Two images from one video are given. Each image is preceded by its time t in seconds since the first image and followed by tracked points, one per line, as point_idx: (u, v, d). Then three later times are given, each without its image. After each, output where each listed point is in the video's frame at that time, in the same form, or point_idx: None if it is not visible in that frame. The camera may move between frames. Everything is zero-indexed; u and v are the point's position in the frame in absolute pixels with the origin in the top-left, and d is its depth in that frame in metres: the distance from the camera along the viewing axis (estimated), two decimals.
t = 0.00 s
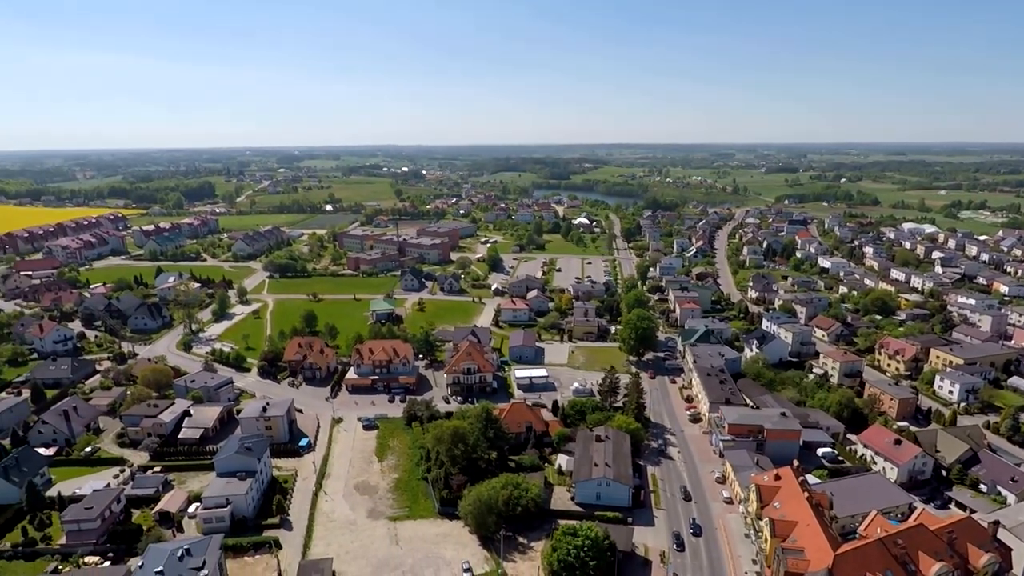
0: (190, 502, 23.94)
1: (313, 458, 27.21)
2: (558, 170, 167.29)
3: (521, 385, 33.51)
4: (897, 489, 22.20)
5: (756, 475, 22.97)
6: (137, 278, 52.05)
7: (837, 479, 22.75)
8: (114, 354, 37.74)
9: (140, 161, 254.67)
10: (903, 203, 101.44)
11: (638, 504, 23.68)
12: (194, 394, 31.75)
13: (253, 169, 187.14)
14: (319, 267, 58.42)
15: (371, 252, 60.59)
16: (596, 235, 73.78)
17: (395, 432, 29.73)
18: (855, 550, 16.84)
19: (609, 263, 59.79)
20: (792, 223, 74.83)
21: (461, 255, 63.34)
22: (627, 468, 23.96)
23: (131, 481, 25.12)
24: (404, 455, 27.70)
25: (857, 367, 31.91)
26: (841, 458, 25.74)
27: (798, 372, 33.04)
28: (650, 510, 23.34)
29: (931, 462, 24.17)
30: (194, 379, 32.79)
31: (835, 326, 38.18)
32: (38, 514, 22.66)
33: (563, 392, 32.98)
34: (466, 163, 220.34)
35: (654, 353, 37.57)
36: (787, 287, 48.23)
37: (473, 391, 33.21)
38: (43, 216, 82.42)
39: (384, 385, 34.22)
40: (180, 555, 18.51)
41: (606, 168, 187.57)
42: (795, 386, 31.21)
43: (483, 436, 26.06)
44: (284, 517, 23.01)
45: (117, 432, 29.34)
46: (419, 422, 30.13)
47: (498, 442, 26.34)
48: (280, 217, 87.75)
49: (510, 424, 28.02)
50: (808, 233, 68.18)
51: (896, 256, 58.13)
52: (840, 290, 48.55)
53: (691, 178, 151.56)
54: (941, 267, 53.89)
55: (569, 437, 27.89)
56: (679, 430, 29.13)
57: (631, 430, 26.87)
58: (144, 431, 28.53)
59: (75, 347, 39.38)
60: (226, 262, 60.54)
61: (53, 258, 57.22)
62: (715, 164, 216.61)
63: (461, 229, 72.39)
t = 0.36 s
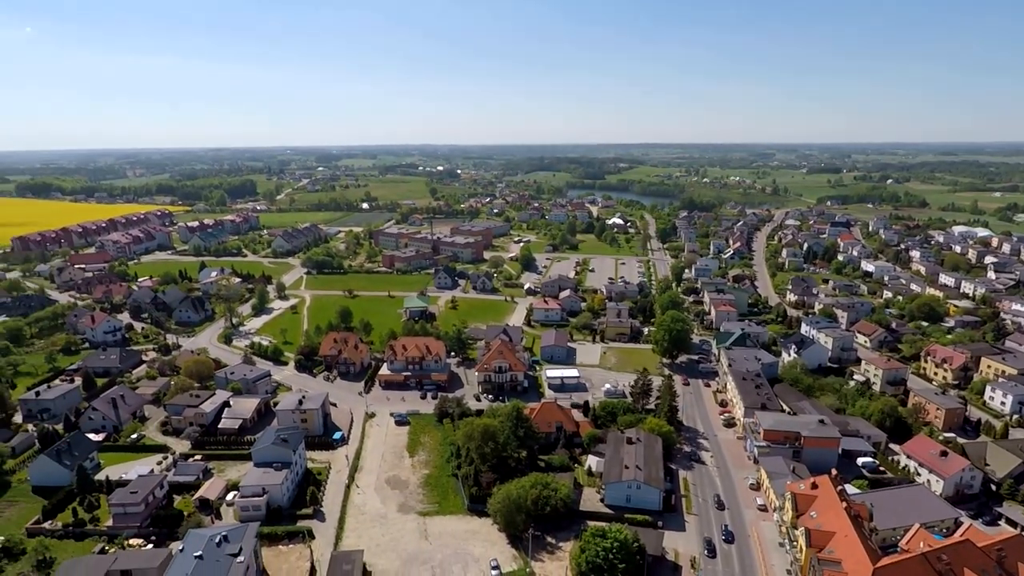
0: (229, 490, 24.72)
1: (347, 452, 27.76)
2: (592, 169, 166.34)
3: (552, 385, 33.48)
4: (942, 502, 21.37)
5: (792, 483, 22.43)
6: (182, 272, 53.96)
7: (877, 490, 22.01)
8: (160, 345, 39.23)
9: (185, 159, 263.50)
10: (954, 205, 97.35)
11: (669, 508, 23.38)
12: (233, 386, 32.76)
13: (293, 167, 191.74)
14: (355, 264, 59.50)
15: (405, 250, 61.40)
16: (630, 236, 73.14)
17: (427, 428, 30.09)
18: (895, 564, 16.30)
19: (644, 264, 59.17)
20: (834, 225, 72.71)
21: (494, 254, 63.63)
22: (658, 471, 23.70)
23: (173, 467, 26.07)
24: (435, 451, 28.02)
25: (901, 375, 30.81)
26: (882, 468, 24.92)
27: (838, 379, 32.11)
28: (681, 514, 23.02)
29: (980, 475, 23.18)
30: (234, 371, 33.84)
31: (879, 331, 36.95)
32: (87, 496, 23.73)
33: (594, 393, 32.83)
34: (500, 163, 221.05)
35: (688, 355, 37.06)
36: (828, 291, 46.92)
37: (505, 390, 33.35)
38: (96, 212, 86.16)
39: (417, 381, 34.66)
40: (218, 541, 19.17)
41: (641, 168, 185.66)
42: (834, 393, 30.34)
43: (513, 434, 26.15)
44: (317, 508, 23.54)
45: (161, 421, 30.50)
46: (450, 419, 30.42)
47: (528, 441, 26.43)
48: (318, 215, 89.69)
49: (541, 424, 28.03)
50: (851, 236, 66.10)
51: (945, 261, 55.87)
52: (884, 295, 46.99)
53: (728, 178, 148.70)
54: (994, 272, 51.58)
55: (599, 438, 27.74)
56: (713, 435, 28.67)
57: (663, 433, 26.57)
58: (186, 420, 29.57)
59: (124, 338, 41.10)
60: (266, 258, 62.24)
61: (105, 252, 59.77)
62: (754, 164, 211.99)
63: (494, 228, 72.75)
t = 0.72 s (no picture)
0: (265, 480, 25.44)
1: (379, 446, 28.24)
2: (628, 169, 164.77)
3: (583, 385, 33.34)
4: (991, 518, 20.47)
5: (830, 492, 21.81)
6: (224, 267, 55.70)
7: (921, 503, 21.24)
8: (203, 338, 40.60)
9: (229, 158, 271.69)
10: (1011, 208, 92.88)
11: (701, 514, 23.02)
12: (272, 378, 33.67)
13: (331, 166, 195.73)
14: (390, 262, 60.40)
15: (440, 248, 62.03)
16: (665, 237, 72.19)
17: (458, 425, 30.34)
18: None
19: (679, 265, 58.37)
20: (880, 227, 70.30)
21: (527, 253, 63.71)
22: (691, 476, 23.37)
23: (213, 456, 26.95)
24: (466, 448, 28.23)
25: (949, 384, 29.62)
26: (926, 480, 24.02)
27: (881, 387, 31.06)
28: (713, 520, 22.64)
29: None
30: (272, 364, 34.78)
31: (925, 339, 35.59)
32: (133, 480, 24.74)
33: (626, 395, 32.56)
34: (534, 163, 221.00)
35: (723, 359, 36.39)
36: (871, 296, 45.43)
37: (536, 389, 33.36)
38: (145, 208, 89.77)
39: (449, 378, 35.01)
40: (254, 529, 19.80)
41: (677, 167, 183.11)
42: (876, 401, 29.36)
43: (544, 434, 26.17)
44: (349, 501, 24.01)
45: (203, 410, 31.56)
46: (481, 417, 30.61)
47: (558, 441, 26.41)
48: (355, 213, 91.31)
49: (571, 424, 27.94)
50: (898, 239, 63.79)
51: (1000, 266, 53.38)
52: (932, 300, 45.21)
53: (768, 178, 145.34)
54: None
55: (630, 440, 27.50)
56: (747, 440, 28.10)
57: (696, 437, 26.18)
58: (226, 410, 30.53)
59: (169, 330, 42.68)
60: (304, 254, 63.78)
61: (153, 246, 62.17)
62: (795, 164, 206.54)
63: (528, 228, 72.83)
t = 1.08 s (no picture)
0: (299, 472, 26.01)
1: (410, 442, 28.58)
2: (663, 170, 162.74)
3: (614, 387, 33.08)
4: None
5: (870, 504, 21.13)
6: (264, 264, 57.22)
7: (967, 518, 20.38)
8: (242, 332, 41.78)
9: (270, 157, 278.95)
10: None
11: (733, 521, 22.57)
12: (307, 373, 34.43)
13: (367, 165, 199.02)
14: (423, 260, 61.07)
15: (473, 247, 62.47)
16: (701, 238, 71.05)
17: (487, 424, 30.48)
18: None
19: (714, 267, 57.40)
20: (927, 230, 67.73)
21: (560, 253, 63.61)
22: (723, 482, 22.93)
23: (250, 447, 27.70)
24: (495, 447, 28.33)
25: (1000, 396, 28.34)
26: (973, 495, 23.06)
27: (926, 397, 29.91)
28: (746, 528, 22.17)
29: None
30: (307, 359, 35.55)
31: (975, 348, 34.12)
32: (174, 468, 25.62)
33: (657, 398, 32.18)
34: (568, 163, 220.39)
35: (759, 364, 35.62)
36: (917, 302, 43.81)
37: (566, 390, 33.26)
38: (190, 205, 92.99)
39: (479, 376, 35.19)
40: (288, 519, 20.25)
41: (715, 168, 180.04)
42: (921, 412, 28.29)
43: (573, 435, 26.08)
44: (380, 495, 24.36)
45: (240, 402, 32.47)
46: (510, 416, 30.68)
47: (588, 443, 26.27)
48: (390, 212, 92.72)
49: (602, 426, 27.75)
50: (947, 243, 61.36)
51: None
52: (983, 308, 43.32)
53: (809, 179, 141.71)
54: None
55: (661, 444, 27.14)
56: (783, 448, 27.43)
57: (729, 443, 25.68)
58: (263, 403, 31.34)
59: (211, 323, 44.08)
60: (340, 252, 65.06)
61: (197, 243, 64.30)
62: (838, 164, 200.61)
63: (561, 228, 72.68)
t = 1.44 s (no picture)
0: (332, 465, 26.55)
1: (440, 439, 28.85)
2: (699, 170, 160.20)
3: (645, 390, 32.75)
4: None
5: (911, 517, 20.39)
6: (301, 260, 58.55)
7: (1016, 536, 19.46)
8: (278, 327, 42.86)
9: (308, 157, 285.08)
10: None
11: (766, 530, 22.08)
12: (340, 368, 35.10)
13: (402, 164, 201.61)
14: (456, 259, 61.55)
15: (505, 246, 62.68)
16: (737, 240, 69.74)
17: (517, 423, 30.54)
18: None
19: (750, 270, 56.28)
20: (979, 234, 64.94)
21: (592, 254, 63.33)
22: (756, 489, 22.47)
23: (284, 439, 28.39)
24: (524, 446, 28.39)
25: None
26: None
27: (973, 408, 28.71)
28: (779, 538, 21.67)
29: None
30: (341, 354, 36.23)
31: None
32: (213, 458, 26.47)
33: (689, 402, 31.72)
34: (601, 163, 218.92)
35: (795, 370, 34.76)
36: (966, 309, 42.07)
37: (597, 392, 33.07)
38: (232, 203, 95.83)
39: (509, 376, 35.30)
40: (320, 511, 20.69)
41: (752, 168, 176.34)
42: (968, 423, 27.16)
43: (603, 437, 25.93)
44: (409, 491, 24.66)
45: (276, 395, 33.30)
46: (540, 416, 30.68)
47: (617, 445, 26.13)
48: (424, 210, 93.76)
49: (632, 429, 27.48)
50: (1000, 247, 58.76)
51: None
52: None
53: (852, 180, 137.68)
54: None
55: (693, 448, 26.75)
56: (820, 456, 26.71)
57: (763, 449, 25.13)
58: (298, 397, 32.09)
59: (249, 318, 45.35)
60: (375, 250, 66.11)
61: (237, 239, 66.24)
62: (882, 165, 194.11)
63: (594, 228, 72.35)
